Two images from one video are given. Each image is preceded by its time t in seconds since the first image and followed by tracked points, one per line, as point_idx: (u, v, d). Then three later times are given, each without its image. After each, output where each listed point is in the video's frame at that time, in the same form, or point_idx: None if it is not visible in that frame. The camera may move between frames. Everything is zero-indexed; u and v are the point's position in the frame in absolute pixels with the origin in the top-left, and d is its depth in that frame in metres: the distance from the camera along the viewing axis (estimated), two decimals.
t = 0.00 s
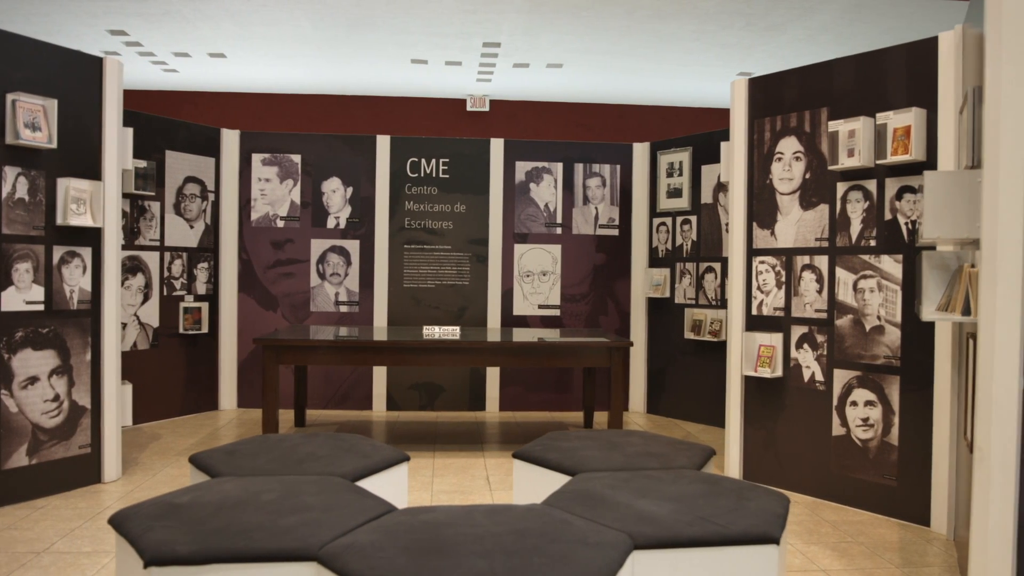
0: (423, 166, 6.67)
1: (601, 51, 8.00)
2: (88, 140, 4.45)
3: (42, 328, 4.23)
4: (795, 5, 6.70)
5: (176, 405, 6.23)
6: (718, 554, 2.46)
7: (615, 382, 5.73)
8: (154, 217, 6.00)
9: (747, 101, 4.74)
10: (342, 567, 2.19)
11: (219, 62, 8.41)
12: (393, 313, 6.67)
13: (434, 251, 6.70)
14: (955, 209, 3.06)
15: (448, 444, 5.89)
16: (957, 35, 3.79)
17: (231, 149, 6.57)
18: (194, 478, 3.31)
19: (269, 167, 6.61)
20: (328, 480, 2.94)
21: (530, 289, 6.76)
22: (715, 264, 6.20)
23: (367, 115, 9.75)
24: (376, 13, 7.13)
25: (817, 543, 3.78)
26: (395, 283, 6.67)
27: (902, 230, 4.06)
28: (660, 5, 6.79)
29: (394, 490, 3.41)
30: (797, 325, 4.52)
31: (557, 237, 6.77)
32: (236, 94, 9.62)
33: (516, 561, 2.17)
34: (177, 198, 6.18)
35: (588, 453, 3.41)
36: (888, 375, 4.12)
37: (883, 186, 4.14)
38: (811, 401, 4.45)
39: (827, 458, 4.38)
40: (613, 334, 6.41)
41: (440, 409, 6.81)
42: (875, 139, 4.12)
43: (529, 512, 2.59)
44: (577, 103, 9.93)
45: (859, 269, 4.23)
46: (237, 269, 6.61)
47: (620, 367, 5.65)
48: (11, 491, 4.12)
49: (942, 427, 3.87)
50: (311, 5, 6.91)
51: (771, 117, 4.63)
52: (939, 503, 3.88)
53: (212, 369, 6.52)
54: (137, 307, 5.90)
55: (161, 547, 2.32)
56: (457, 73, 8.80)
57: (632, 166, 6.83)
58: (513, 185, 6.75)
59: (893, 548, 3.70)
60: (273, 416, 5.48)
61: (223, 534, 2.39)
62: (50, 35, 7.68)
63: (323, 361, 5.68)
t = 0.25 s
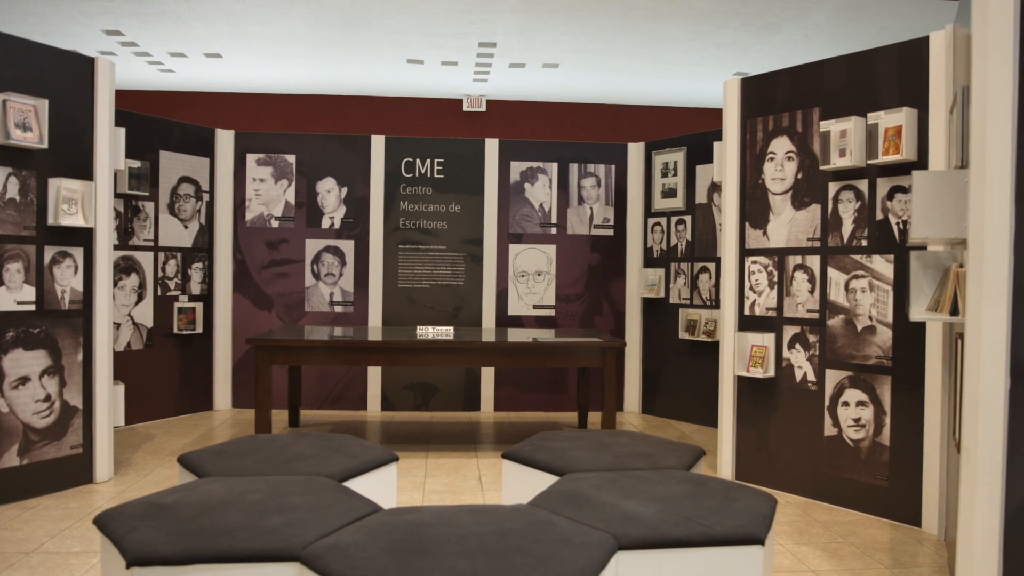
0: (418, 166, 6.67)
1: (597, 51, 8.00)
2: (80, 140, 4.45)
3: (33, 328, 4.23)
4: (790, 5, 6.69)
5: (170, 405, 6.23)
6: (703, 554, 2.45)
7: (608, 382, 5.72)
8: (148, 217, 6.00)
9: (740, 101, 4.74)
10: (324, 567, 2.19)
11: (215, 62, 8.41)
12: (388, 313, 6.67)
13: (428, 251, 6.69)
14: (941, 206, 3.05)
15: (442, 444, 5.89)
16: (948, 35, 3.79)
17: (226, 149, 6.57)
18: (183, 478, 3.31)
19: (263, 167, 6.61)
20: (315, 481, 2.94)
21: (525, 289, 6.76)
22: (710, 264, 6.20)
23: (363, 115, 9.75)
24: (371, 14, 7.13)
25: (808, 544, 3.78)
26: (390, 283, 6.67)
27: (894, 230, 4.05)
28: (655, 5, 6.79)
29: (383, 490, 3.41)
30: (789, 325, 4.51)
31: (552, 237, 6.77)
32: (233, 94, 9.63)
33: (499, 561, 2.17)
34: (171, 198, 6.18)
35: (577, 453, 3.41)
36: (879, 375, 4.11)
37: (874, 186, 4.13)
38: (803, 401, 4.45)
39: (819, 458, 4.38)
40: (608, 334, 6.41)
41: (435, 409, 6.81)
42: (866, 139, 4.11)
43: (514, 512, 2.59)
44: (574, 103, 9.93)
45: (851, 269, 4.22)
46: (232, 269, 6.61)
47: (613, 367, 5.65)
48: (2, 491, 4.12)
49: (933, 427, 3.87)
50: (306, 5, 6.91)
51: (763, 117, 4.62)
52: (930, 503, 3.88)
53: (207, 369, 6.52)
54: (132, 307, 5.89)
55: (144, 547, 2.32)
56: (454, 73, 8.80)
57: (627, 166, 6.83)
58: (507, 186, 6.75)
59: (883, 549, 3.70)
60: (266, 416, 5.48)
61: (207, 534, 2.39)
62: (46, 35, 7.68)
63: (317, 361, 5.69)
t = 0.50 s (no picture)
0: (412, 166, 6.67)
1: (593, 51, 8.00)
2: (71, 140, 4.45)
3: (24, 328, 4.23)
4: (785, 5, 6.69)
5: (164, 405, 6.23)
6: (688, 554, 2.45)
7: (602, 382, 5.71)
8: (142, 217, 5.99)
9: (732, 101, 4.73)
10: (306, 568, 2.18)
11: (211, 62, 8.41)
12: (383, 313, 6.66)
13: (423, 251, 6.69)
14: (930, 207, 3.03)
15: (436, 444, 5.89)
16: (939, 34, 3.78)
17: (220, 149, 6.56)
18: (171, 478, 3.31)
19: (258, 167, 6.61)
20: (302, 481, 2.94)
21: (519, 289, 6.75)
22: (704, 264, 6.20)
23: (360, 115, 9.75)
24: (366, 14, 7.12)
25: (798, 544, 3.77)
26: (385, 283, 6.66)
27: (885, 230, 4.04)
28: (650, 5, 6.78)
29: (372, 489, 3.41)
30: (781, 325, 4.51)
31: (547, 237, 6.76)
32: (229, 94, 9.63)
33: (480, 562, 2.17)
34: (165, 198, 6.18)
35: (566, 453, 3.40)
36: (871, 375, 4.11)
37: (866, 186, 4.12)
38: (795, 401, 4.44)
39: (810, 458, 4.37)
40: (602, 334, 6.40)
41: (430, 409, 6.80)
42: (858, 139, 4.11)
43: (499, 512, 2.59)
44: (571, 103, 9.92)
45: (842, 269, 4.22)
46: (226, 269, 6.61)
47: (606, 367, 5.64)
48: None
49: (924, 427, 3.86)
50: (301, 5, 6.91)
51: (755, 116, 4.62)
52: (921, 503, 3.87)
53: (201, 369, 6.52)
54: (125, 307, 5.89)
55: (127, 547, 2.32)
56: (450, 73, 8.79)
57: (622, 166, 6.82)
58: (502, 185, 6.74)
59: (873, 549, 3.69)
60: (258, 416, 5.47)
61: (190, 535, 2.38)
62: (41, 35, 7.67)
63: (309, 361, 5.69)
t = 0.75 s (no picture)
0: (407, 166, 6.66)
1: (589, 51, 7.99)
2: (63, 140, 4.45)
3: (15, 328, 4.23)
4: (780, 5, 6.69)
5: (158, 405, 6.23)
6: (673, 555, 2.44)
7: (595, 382, 5.71)
8: (136, 217, 5.99)
9: (724, 100, 4.73)
10: (287, 568, 2.18)
11: (207, 62, 8.41)
12: (377, 313, 6.66)
13: (417, 251, 6.69)
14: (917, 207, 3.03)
15: (430, 444, 5.89)
16: (930, 34, 3.77)
17: (215, 149, 6.56)
18: (159, 478, 3.31)
19: (252, 167, 6.60)
20: (289, 482, 2.94)
21: (514, 289, 6.75)
22: (698, 264, 6.19)
23: (357, 115, 9.74)
24: (361, 14, 7.12)
25: (788, 544, 3.76)
26: (379, 283, 6.66)
27: (876, 230, 4.04)
28: (645, 5, 6.78)
29: (360, 489, 3.41)
30: (773, 325, 4.50)
31: (541, 237, 6.76)
32: (226, 94, 9.62)
33: (462, 563, 2.16)
34: (159, 198, 6.18)
35: (554, 453, 3.40)
36: (862, 375, 4.10)
37: (857, 186, 4.12)
38: (787, 401, 4.44)
39: (802, 458, 4.37)
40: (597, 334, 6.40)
41: (424, 409, 6.80)
42: (849, 139, 4.10)
43: (483, 513, 2.59)
44: (567, 103, 9.92)
45: (833, 269, 4.21)
46: (221, 269, 6.61)
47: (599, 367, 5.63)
48: None
49: (914, 428, 3.86)
50: (296, 5, 6.91)
51: (747, 116, 4.61)
52: (912, 504, 3.87)
53: (195, 368, 6.52)
54: (119, 307, 5.88)
55: (109, 547, 2.32)
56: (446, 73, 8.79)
57: (617, 166, 6.82)
58: (496, 185, 6.74)
59: (863, 550, 3.68)
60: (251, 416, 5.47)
61: (173, 535, 2.38)
62: (36, 35, 7.67)
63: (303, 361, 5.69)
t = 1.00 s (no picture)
0: (401, 166, 6.66)
1: (584, 51, 7.99)
2: (54, 140, 4.45)
3: (5, 328, 4.23)
4: (774, 5, 6.68)
5: (152, 405, 6.23)
6: (656, 555, 2.44)
7: (587, 382, 5.70)
8: (129, 217, 5.98)
9: (716, 100, 4.72)
10: (268, 568, 2.18)
11: (202, 62, 8.41)
12: (371, 313, 6.66)
13: (412, 251, 6.68)
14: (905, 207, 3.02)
15: (423, 444, 5.88)
16: (919, 33, 3.77)
17: (209, 149, 6.56)
18: (146, 478, 3.31)
19: (246, 167, 6.60)
20: (274, 482, 2.93)
21: (508, 289, 6.75)
22: (692, 264, 6.19)
23: (353, 115, 9.74)
24: (356, 14, 7.12)
25: (778, 545, 3.75)
26: (373, 283, 6.66)
27: (866, 229, 4.03)
28: (640, 5, 6.77)
29: (348, 490, 3.41)
30: (765, 325, 4.50)
31: (536, 237, 6.76)
32: (222, 94, 9.62)
33: (442, 563, 2.16)
34: (153, 198, 6.17)
35: (542, 453, 3.39)
36: (853, 375, 4.10)
37: (848, 185, 4.11)
38: (778, 401, 4.43)
39: (793, 458, 4.36)
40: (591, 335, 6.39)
41: (419, 409, 6.80)
42: (840, 138, 4.09)
43: (466, 513, 2.58)
44: (564, 103, 9.92)
45: (825, 269, 4.21)
46: (215, 269, 6.61)
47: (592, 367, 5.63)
48: None
49: (904, 427, 3.85)
50: (290, 5, 6.91)
51: (739, 116, 4.61)
52: (902, 504, 3.86)
53: (189, 368, 6.52)
54: (113, 307, 5.88)
55: (90, 546, 2.31)
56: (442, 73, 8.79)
57: (611, 166, 6.81)
58: (491, 185, 6.73)
59: (853, 550, 3.67)
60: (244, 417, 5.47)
61: (155, 534, 2.38)
62: (30, 35, 7.67)
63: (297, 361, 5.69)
